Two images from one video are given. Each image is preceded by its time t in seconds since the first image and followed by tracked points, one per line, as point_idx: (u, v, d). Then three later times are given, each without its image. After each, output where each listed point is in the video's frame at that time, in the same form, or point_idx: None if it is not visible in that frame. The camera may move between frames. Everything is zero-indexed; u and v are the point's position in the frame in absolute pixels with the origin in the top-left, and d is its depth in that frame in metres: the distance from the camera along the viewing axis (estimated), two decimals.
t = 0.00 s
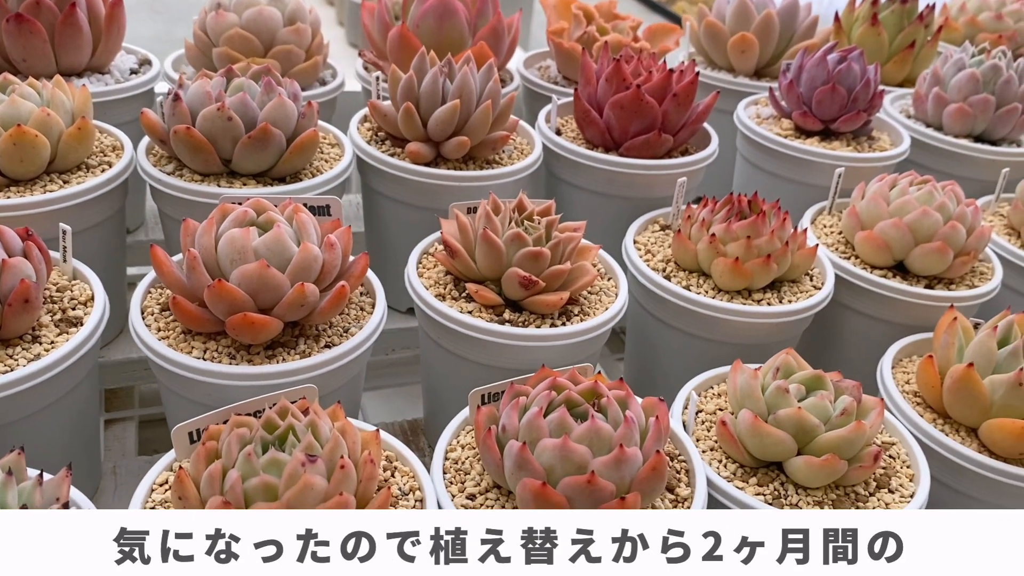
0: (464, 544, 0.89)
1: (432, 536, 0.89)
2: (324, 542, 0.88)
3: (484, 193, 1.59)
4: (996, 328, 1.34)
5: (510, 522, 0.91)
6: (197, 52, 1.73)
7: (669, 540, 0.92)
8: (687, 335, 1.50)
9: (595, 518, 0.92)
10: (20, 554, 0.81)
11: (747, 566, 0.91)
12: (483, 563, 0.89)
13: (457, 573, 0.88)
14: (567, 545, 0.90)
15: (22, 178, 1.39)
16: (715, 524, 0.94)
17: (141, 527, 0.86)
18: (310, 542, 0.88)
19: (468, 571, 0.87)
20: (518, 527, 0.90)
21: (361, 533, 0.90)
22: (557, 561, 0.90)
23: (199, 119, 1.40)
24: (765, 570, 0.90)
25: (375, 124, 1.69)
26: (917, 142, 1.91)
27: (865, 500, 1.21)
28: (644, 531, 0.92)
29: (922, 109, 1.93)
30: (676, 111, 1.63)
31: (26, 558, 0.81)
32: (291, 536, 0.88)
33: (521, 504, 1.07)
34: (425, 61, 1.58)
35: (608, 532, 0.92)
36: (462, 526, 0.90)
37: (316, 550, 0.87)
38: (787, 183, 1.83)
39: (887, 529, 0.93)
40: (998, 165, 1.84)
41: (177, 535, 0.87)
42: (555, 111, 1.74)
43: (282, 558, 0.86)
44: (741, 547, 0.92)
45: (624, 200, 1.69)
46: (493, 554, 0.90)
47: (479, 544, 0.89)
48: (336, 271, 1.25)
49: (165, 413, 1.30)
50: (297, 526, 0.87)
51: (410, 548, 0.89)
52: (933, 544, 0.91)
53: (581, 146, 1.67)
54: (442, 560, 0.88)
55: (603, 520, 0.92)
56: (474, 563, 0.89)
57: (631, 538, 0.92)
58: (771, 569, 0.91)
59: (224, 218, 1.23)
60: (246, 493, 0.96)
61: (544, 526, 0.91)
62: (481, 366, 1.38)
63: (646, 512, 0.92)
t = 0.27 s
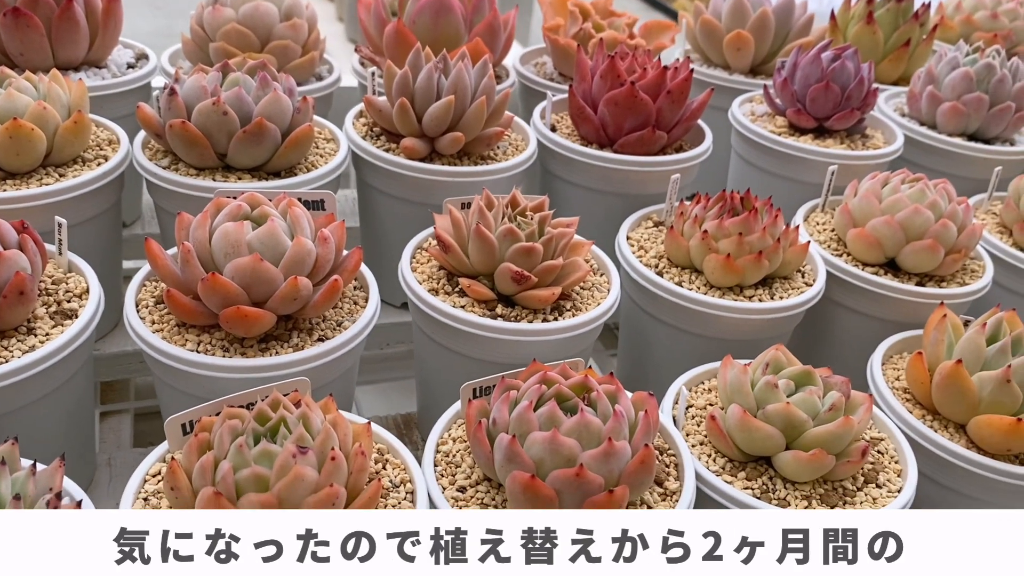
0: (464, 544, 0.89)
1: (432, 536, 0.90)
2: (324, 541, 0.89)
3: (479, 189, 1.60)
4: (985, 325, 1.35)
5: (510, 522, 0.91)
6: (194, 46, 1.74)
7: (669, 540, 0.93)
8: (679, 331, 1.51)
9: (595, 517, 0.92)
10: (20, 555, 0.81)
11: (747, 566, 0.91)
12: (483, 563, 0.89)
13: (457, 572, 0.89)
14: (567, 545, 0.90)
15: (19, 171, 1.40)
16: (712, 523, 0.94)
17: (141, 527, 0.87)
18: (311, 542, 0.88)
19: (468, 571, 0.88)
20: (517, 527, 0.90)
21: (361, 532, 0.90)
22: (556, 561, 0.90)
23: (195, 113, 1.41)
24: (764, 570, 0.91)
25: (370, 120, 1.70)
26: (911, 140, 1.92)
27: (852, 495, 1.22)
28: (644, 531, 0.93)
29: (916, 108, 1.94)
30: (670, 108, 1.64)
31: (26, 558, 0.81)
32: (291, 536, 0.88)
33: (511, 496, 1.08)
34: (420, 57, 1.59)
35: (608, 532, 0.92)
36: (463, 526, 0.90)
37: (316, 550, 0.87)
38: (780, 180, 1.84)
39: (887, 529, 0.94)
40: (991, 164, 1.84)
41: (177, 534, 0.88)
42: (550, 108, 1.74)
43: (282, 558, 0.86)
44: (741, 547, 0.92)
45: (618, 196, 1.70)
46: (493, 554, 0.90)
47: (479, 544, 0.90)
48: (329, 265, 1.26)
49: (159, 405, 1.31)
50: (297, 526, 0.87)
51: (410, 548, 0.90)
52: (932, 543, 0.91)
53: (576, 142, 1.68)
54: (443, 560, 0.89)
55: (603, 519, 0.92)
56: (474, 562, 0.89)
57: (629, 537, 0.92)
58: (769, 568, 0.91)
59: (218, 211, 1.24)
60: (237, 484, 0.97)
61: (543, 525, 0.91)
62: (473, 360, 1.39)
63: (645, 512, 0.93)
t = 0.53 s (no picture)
0: (464, 544, 0.88)
1: (432, 536, 0.88)
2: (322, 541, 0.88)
3: (476, 186, 1.60)
4: (978, 324, 1.35)
5: (510, 522, 0.90)
6: (193, 43, 1.74)
7: (670, 540, 0.92)
8: (674, 329, 1.51)
9: (595, 517, 0.92)
10: (20, 555, 0.80)
11: (748, 565, 0.90)
12: (483, 563, 0.88)
13: (457, 573, 0.87)
14: (567, 545, 0.89)
15: (17, 167, 1.41)
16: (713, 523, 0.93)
17: (141, 527, 0.85)
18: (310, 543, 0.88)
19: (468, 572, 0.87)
20: (518, 527, 0.89)
21: (361, 533, 0.89)
22: (557, 561, 0.89)
23: (192, 110, 1.42)
24: (765, 570, 0.90)
25: (368, 117, 1.70)
26: (907, 139, 1.92)
27: (845, 491, 1.23)
28: (644, 531, 0.92)
29: (912, 107, 1.94)
30: (667, 106, 1.64)
31: (26, 558, 0.80)
32: (290, 536, 0.88)
33: (505, 492, 1.09)
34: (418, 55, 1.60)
35: (608, 531, 0.91)
36: (463, 526, 0.89)
37: (316, 550, 0.87)
38: (777, 178, 1.85)
39: (886, 529, 0.92)
40: (987, 163, 1.85)
41: (177, 534, 0.86)
42: (547, 105, 1.75)
43: (282, 559, 0.85)
44: (743, 547, 0.91)
45: (614, 194, 1.71)
46: (493, 554, 0.89)
47: (479, 545, 0.89)
48: (325, 262, 1.27)
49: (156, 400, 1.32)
50: (296, 526, 0.87)
51: (409, 548, 0.89)
52: (932, 543, 0.89)
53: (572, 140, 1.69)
54: (442, 560, 0.88)
55: (603, 520, 0.92)
56: (474, 563, 0.88)
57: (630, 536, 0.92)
58: (771, 569, 0.90)
59: (215, 208, 1.25)
60: (232, 478, 0.98)
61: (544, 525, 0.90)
62: (468, 356, 1.40)
63: (646, 512, 0.92)
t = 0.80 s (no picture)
0: (464, 544, 0.89)
1: (432, 536, 0.89)
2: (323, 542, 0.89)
3: (473, 184, 1.61)
4: (971, 322, 1.36)
5: (510, 522, 0.91)
6: (191, 40, 1.75)
7: (670, 540, 0.92)
8: (670, 327, 1.52)
9: (595, 518, 0.92)
10: (20, 556, 0.81)
11: (748, 565, 0.91)
12: (483, 563, 0.89)
13: (457, 573, 0.88)
14: (567, 545, 0.90)
15: (16, 163, 1.41)
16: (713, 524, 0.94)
17: (141, 527, 0.86)
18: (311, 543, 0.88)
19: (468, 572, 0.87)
20: (519, 527, 0.90)
21: (361, 533, 0.90)
22: (557, 561, 0.90)
23: (191, 107, 1.42)
24: (763, 570, 0.91)
25: (366, 115, 1.71)
26: (904, 139, 1.93)
27: (838, 489, 1.23)
28: (644, 531, 0.93)
29: (909, 106, 1.95)
30: (664, 104, 1.65)
31: (26, 558, 0.80)
32: (291, 535, 0.88)
33: (500, 488, 1.09)
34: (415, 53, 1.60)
35: (608, 532, 0.92)
36: (463, 526, 0.89)
37: (316, 550, 0.87)
38: (773, 177, 1.85)
39: (887, 529, 0.92)
40: (983, 163, 1.86)
41: (177, 535, 0.87)
42: (544, 104, 1.76)
43: (282, 559, 0.86)
44: (741, 547, 0.92)
45: (611, 192, 1.72)
46: (493, 555, 0.90)
47: (479, 544, 0.89)
48: (323, 259, 1.28)
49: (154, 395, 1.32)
50: (297, 526, 0.87)
51: (410, 549, 0.89)
52: (933, 543, 0.90)
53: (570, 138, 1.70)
54: (443, 560, 0.88)
55: (603, 521, 0.93)
56: (474, 563, 0.89)
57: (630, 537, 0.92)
58: (769, 568, 0.91)
59: (213, 205, 1.25)
60: (229, 473, 0.98)
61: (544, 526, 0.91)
62: (464, 353, 1.41)
63: (646, 512, 0.93)
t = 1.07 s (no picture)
0: (464, 544, 0.90)
1: (432, 536, 0.90)
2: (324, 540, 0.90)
3: (471, 180, 1.62)
4: (964, 320, 1.37)
5: (510, 522, 0.92)
6: (192, 36, 1.76)
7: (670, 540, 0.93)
8: (665, 323, 1.53)
9: (595, 517, 0.93)
10: (20, 555, 0.82)
11: (748, 566, 0.92)
12: (483, 563, 0.90)
13: (457, 573, 0.89)
14: (567, 545, 0.91)
15: (17, 157, 1.42)
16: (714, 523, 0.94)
17: (141, 527, 0.87)
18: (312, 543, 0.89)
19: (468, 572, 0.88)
20: (518, 527, 0.91)
21: (361, 533, 0.91)
22: (557, 562, 0.91)
23: (191, 102, 1.43)
24: (762, 570, 0.92)
25: (365, 111, 1.72)
26: (900, 137, 1.94)
27: (830, 484, 1.25)
28: (644, 531, 0.93)
29: (906, 105, 1.96)
30: (661, 102, 1.66)
31: (26, 558, 0.82)
32: (293, 535, 0.89)
33: (494, 481, 1.11)
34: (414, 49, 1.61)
35: (608, 532, 0.93)
36: (462, 526, 0.91)
37: (316, 550, 0.88)
38: (770, 175, 1.86)
39: (887, 529, 0.93)
40: (978, 162, 1.87)
41: (177, 534, 0.88)
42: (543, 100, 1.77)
43: (283, 559, 0.87)
44: (740, 547, 0.93)
45: (608, 189, 1.73)
46: (493, 554, 0.91)
47: (479, 544, 0.91)
48: (320, 253, 1.29)
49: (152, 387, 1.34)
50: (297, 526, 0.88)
51: (411, 548, 0.90)
52: (932, 544, 0.91)
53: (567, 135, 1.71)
54: (443, 560, 0.89)
55: (604, 520, 0.94)
56: (474, 563, 0.90)
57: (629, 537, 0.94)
58: (768, 568, 0.92)
59: (212, 200, 1.26)
60: (226, 465, 1.00)
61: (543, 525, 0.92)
62: (460, 348, 1.42)
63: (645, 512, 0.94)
